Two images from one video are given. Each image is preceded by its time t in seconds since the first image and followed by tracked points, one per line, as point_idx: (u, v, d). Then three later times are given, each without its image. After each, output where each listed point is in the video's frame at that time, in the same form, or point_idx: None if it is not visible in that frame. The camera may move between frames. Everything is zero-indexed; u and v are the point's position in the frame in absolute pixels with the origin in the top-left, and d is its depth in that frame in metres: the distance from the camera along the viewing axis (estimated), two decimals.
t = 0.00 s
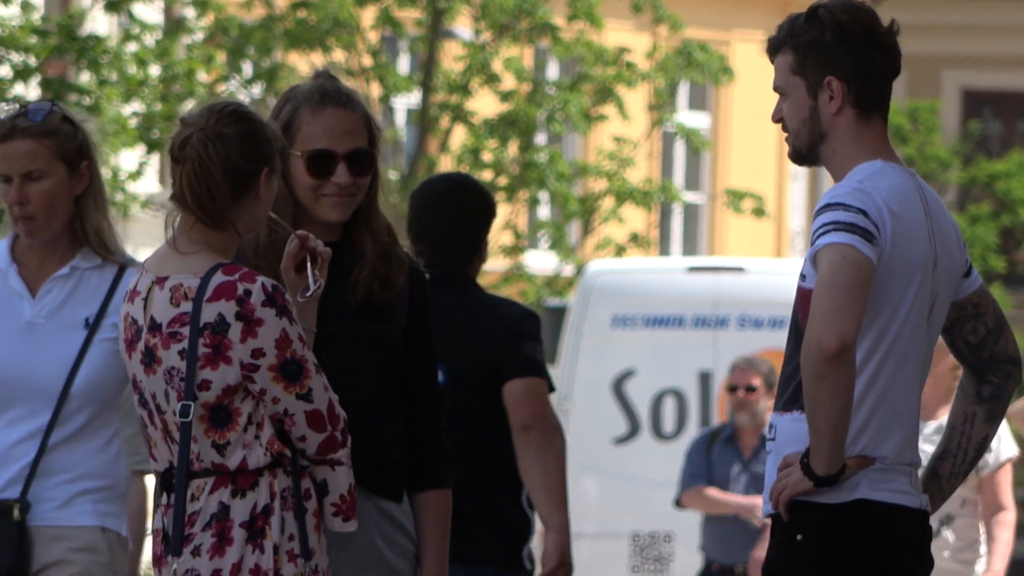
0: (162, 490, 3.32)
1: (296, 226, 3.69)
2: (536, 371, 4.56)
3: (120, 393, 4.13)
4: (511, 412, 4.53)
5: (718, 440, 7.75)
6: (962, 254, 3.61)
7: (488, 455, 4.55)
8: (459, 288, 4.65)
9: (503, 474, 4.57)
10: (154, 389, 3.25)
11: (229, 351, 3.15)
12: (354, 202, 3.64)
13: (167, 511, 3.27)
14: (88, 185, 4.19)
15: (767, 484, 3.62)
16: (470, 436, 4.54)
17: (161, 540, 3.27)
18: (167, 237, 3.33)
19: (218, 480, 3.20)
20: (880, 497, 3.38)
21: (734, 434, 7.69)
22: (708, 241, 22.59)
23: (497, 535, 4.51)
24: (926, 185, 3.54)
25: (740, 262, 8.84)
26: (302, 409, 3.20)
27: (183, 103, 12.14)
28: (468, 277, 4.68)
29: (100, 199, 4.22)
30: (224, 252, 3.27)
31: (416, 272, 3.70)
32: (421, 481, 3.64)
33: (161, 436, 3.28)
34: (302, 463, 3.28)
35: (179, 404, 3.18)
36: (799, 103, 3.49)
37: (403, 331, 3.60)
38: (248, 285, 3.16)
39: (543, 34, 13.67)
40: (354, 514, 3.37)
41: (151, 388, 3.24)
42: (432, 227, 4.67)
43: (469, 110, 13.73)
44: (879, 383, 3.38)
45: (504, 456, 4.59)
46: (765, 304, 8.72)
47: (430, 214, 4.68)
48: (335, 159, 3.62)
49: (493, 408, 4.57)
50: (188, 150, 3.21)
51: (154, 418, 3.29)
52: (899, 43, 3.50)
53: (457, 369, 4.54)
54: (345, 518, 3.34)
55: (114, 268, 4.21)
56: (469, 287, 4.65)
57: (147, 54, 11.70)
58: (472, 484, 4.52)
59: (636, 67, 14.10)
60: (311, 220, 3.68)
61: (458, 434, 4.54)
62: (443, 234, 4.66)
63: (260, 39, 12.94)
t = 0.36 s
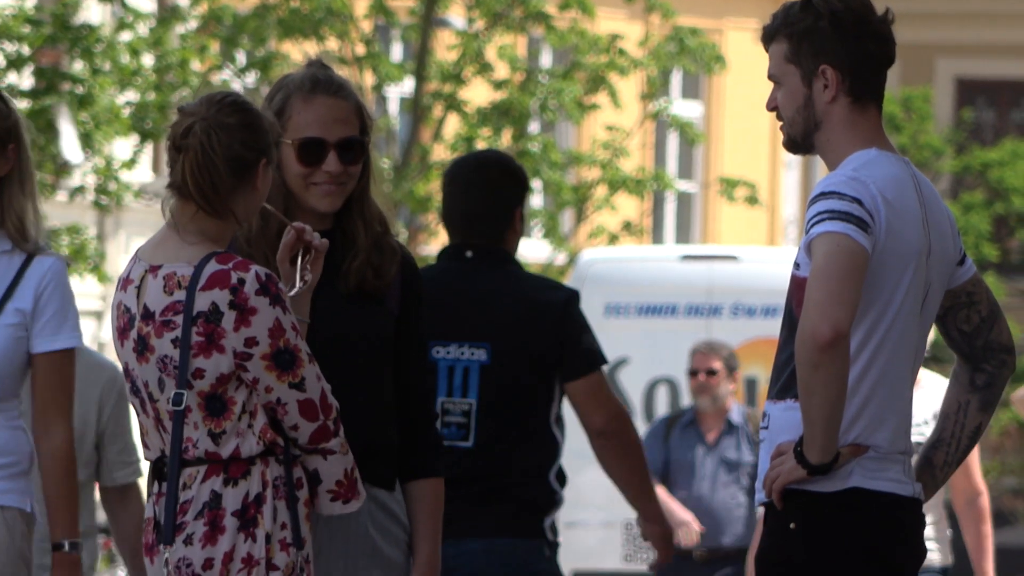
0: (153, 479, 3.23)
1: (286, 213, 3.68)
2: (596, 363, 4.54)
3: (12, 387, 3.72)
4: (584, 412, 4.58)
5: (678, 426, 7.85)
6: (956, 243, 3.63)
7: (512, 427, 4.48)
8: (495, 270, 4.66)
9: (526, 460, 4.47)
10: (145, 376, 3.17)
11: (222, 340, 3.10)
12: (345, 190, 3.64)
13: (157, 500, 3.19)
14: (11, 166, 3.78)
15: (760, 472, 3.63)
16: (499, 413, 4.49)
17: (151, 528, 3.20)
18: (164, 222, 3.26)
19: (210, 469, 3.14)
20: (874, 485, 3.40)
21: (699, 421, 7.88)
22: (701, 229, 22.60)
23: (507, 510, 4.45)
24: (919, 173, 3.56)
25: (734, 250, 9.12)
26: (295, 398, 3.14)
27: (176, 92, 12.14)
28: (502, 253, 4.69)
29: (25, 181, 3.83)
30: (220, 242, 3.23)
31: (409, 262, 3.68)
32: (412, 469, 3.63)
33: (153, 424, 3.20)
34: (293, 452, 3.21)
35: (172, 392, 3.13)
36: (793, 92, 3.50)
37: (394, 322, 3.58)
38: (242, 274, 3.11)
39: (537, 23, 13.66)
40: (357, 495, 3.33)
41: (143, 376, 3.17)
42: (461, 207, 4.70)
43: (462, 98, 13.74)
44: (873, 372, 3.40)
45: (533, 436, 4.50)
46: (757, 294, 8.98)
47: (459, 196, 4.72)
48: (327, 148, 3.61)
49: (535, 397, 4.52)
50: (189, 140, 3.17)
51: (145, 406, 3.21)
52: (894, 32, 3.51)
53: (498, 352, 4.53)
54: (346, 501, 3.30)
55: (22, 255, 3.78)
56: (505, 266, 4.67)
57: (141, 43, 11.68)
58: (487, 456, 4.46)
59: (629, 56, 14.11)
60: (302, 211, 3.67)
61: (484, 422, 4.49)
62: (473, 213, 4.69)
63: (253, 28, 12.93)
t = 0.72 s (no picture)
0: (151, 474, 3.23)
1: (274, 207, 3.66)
2: (573, 366, 4.56)
3: None
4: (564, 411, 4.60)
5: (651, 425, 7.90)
6: (952, 237, 3.63)
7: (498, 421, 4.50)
8: (473, 280, 4.66)
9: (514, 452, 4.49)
10: (142, 371, 3.16)
11: (219, 334, 3.08)
12: (331, 188, 3.62)
13: (155, 494, 3.18)
14: None
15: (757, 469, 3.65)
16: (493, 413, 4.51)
17: (149, 523, 3.19)
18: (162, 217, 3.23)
19: (206, 463, 3.12)
20: (870, 480, 3.40)
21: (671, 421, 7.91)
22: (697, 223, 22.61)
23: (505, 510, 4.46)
24: (915, 167, 3.56)
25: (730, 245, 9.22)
26: (291, 393, 3.12)
27: (172, 87, 12.14)
28: (483, 263, 4.71)
29: None
30: (218, 237, 3.20)
31: (403, 255, 3.61)
32: (407, 462, 3.55)
33: (150, 419, 3.20)
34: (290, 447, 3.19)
35: (169, 387, 3.12)
36: (788, 87, 3.50)
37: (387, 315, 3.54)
38: (239, 270, 3.09)
39: (533, 18, 13.65)
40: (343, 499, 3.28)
41: (140, 371, 3.16)
42: (444, 218, 4.70)
43: (458, 93, 13.75)
44: (869, 366, 3.40)
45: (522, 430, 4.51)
46: (753, 288, 9.12)
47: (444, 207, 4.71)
48: (309, 144, 3.60)
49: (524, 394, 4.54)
50: (191, 135, 3.13)
51: (143, 401, 3.20)
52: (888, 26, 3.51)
53: (482, 358, 4.55)
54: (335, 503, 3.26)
55: None
56: (485, 275, 4.68)
57: (137, 37, 11.66)
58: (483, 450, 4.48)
59: (624, 50, 14.12)
60: (289, 207, 3.65)
61: (479, 426, 4.50)
62: (457, 225, 4.70)
63: (249, 22, 12.93)
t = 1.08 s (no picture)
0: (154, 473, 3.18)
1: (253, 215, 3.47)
2: (569, 362, 4.38)
3: None
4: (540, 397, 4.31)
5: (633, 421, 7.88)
6: (956, 237, 3.63)
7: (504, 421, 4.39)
8: (490, 284, 4.52)
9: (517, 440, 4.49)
10: (146, 371, 3.11)
11: (222, 335, 3.04)
12: (297, 188, 3.48)
13: (158, 495, 3.14)
14: None
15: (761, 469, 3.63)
16: (500, 415, 4.40)
17: (152, 523, 3.15)
18: (166, 215, 3.19)
19: (210, 463, 3.09)
20: (875, 480, 3.40)
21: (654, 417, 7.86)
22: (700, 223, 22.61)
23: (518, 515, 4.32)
24: (918, 167, 3.55)
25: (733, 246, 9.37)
26: (296, 393, 3.10)
27: (174, 86, 12.16)
28: (497, 269, 4.56)
29: None
30: (221, 237, 3.15)
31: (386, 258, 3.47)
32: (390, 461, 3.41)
33: (154, 419, 3.14)
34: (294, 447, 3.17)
35: (173, 387, 3.07)
36: (784, 89, 3.50)
37: (371, 316, 3.41)
38: (243, 270, 3.05)
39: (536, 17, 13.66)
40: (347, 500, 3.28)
41: (144, 370, 3.11)
42: (460, 225, 4.58)
43: (461, 92, 13.75)
44: (872, 367, 3.40)
45: (525, 425, 4.42)
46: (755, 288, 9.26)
47: (461, 214, 4.60)
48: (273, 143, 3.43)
49: (522, 403, 4.43)
50: (199, 136, 3.07)
51: (146, 400, 3.15)
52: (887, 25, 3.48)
53: (491, 363, 4.42)
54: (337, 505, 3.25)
55: None
56: (499, 282, 4.53)
57: (140, 36, 11.66)
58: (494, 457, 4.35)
59: (627, 50, 14.13)
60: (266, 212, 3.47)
61: (489, 422, 4.39)
62: (474, 231, 4.57)
63: (252, 22, 12.95)
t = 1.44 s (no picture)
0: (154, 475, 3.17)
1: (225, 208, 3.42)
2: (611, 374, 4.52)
3: None
4: (597, 423, 4.57)
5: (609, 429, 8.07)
6: (957, 240, 3.64)
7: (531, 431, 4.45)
8: (517, 281, 4.57)
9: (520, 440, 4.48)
10: (148, 373, 3.09)
11: (225, 337, 3.05)
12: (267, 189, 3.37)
13: (158, 497, 3.13)
14: None
15: (761, 472, 3.63)
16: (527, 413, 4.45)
17: (151, 525, 3.13)
18: (169, 216, 3.19)
19: (212, 465, 3.08)
20: (876, 483, 3.40)
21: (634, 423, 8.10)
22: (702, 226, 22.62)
23: (516, 512, 4.42)
24: (920, 170, 3.56)
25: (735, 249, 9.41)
26: (297, 396, 3.12)
27: (177, 87, 12.18)
28: (519, 263, 4.63)
29: None
30: (220, 238, 3.16)
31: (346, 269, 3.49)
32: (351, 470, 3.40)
33: (155, 421, 3.12)
34: (295, 449, 3.19)
35: (175, 390, 3.06)
36: (786, 92, 3.50)
37: (332, 324, 3.45)
38: (245, 272, 3.06)
39: (538, 20, 13.68)
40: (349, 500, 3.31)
41: (144, 373, 3.10)
42: (487, 212, 4.63)
43: (463, 95, 13.77)
44: (874, 370, 3.40)
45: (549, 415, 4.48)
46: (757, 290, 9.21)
47: (487, 203, 4.64)
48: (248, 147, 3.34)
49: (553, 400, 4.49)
50: (204, 136, 3.06)
51: (147, 402, 3.13)
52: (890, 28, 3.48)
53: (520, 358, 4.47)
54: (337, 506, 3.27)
55: None
56: (523, 276, 4.59)
57: (142, 38, 11.66)
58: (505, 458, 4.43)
59: (630, 52, 14.14)
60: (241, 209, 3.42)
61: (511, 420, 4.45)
62: (499, 220, 4.63)
63: (255, 23, 12.99)
